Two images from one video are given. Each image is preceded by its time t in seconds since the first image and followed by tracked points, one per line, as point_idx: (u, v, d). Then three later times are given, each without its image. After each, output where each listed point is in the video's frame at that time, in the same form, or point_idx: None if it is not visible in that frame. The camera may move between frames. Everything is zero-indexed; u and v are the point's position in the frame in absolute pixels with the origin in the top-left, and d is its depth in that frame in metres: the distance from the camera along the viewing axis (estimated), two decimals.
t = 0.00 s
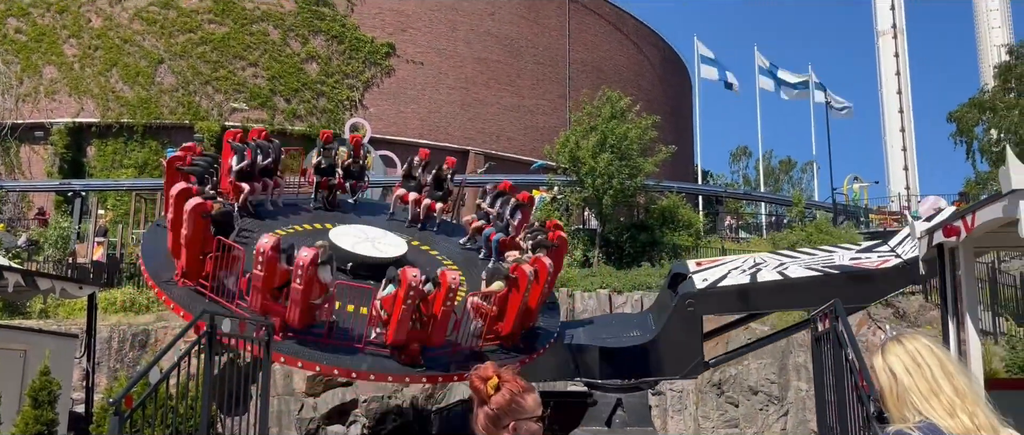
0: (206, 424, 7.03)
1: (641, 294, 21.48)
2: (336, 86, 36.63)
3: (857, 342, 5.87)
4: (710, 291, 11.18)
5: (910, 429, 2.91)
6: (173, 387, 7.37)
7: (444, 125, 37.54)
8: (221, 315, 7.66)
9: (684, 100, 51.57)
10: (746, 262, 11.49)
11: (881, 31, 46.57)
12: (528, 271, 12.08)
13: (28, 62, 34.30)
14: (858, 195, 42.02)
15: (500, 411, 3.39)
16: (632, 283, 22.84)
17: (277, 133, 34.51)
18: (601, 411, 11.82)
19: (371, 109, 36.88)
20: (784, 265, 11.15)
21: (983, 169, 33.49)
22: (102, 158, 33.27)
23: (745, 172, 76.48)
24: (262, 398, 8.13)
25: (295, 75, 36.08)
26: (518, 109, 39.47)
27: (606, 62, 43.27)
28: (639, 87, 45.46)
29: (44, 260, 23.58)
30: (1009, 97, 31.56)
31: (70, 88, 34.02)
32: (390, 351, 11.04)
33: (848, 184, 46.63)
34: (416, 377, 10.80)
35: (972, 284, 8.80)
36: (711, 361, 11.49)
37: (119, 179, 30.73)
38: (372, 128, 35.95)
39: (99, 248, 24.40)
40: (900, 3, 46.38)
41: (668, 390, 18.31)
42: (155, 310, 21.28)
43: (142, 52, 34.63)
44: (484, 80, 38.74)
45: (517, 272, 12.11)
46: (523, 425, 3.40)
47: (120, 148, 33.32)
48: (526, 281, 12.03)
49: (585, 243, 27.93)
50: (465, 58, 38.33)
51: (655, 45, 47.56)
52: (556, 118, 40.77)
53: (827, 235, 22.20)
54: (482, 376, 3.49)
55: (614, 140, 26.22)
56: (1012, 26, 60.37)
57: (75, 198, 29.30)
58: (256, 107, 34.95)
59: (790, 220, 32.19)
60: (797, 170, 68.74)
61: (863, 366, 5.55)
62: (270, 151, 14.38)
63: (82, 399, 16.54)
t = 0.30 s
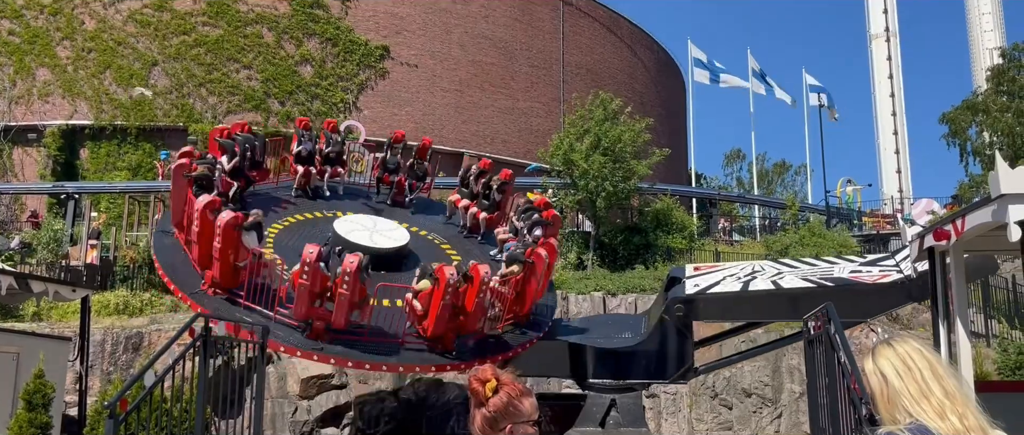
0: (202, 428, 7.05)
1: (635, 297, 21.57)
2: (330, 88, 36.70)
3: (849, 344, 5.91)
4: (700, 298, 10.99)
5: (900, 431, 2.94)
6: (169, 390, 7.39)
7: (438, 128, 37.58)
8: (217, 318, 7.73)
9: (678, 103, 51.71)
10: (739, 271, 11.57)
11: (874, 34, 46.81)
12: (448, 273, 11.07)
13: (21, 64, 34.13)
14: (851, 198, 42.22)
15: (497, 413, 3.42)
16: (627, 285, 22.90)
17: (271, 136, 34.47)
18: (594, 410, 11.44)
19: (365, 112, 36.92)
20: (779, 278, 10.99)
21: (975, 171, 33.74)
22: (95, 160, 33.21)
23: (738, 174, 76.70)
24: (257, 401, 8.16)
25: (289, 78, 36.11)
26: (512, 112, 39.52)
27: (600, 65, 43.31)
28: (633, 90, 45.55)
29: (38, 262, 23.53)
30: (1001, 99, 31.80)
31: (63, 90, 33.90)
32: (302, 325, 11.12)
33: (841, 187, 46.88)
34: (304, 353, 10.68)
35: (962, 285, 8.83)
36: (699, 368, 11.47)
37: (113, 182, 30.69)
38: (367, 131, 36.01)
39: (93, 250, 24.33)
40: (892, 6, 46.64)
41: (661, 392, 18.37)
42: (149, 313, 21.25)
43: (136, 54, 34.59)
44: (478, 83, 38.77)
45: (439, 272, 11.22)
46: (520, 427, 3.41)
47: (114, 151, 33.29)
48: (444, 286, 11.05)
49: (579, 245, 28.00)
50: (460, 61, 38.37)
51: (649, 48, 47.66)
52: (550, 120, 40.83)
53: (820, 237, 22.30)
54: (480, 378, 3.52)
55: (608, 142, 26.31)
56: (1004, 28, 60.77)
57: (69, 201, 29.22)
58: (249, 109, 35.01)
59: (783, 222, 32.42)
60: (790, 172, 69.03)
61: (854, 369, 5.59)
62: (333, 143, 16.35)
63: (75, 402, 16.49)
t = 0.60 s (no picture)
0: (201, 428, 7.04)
1: (632, 297, 21.60)
2: (327, 88, 36.75)
3: (847, 344, 5.91)
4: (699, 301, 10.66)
5: (900, 431, 2.95)
6: (167, 390, 7.38)
7: (435, 128, 37.58)
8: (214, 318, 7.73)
9: (675, 104, 51.76)
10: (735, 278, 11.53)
11: (870, 36, 46.94)
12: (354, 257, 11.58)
13: (17, 64, 34.01)
14: (847, 199, 42.30)
15: (489, 414, 3.42)
16: (624, 286, 22.92)
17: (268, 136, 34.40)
18: (591, 409, 11.42)
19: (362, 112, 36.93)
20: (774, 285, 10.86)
21: (971, 171, 33.84)
22: (92, 161, 33.15)
23: (735, 174, 76.79)
24: (255, 400, 8.16)
25: (286, 79, 36.14)
26: (509, 112, 39.51)
27: (596, 66, 43.27)
28: (630, 91, 45.54)
29: (33, 263, 23.47)
30: (997, 99, 31.90)
31: (60, 90, 33.81)
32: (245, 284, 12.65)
33: (838, 188, 46.95)
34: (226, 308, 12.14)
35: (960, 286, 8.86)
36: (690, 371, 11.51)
37: (110, 182, 30.62)
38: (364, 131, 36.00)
39: (89, 251, 24.27)
40: (888, 7, 46.80)
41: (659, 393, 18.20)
42: (145, 313, 21.20)
43: (133, 54, 34.56)
44: (475, 84, 38.78)
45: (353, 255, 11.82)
46: (512, 427, 3.42)
47: (111, 151, 33.23)
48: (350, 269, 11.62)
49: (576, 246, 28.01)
50: (457, 61, 38.41)
51: (646, 49, 47.73)
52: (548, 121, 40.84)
53: (816, 238, 22.32)
54: (472, 380, 3.53)
55: (604, 143, 26.35)
56: (1000, 30, 60.90)
57: (65, 201, 29.14)
58: (246, 109, 34.99)
59: (780, 223, 32.47)
60: (787, 173, 69.13)
61: (852, 369, 5.58)
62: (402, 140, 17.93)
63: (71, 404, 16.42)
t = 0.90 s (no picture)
0: (201, 425, 7.03)
1: (631, 295, 21.60)
2: (325, 86, 36.76)
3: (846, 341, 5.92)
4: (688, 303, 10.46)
5: (903, 428, 2.95)
6: (166, 386, 7.36)
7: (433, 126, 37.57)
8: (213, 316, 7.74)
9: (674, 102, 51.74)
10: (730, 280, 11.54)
11: (868, 34, 46.96)
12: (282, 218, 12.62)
13: (15, 62, 33.95)
14: (846, 197, 42.32)
15: (489, 411, 3.41)
16: (622, 284, 22.95)
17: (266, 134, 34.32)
18: (590, 404, 11.01)
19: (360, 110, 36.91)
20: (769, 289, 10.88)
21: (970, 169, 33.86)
22: (90, 159, 33.10)
23: (734, 172, 76.80)
24: (255, 396, 8.18)
25: (284, 76, 36.12)
26: (508, 110, 39.46)
27: (595, 63, 43.17)
28: (629, 89, 45.42)
29: (31, 261, 23.44)
30: (996, 97, 31.90)
31: (58, 88, 33.75)
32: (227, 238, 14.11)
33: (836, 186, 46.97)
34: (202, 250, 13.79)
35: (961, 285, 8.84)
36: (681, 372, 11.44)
37: (107, 180, 30.57)
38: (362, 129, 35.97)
39: (87, 249, 24.23)
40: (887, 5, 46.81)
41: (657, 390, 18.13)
42: (144, 311, 21.17)
43: (131, 52, 34.47)
44: (473, 82, 38.75)
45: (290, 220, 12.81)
46: (512, 424, 3.42)
47: (109, 149, 33.18)
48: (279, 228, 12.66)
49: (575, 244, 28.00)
50: (455, 59, 38.41)
51: (644, 47, 47.70)
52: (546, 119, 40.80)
53: (815, 236, 22.27)
54: (471, 378, 3.52)
55: (603, 141, 26.34)
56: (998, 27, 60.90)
57: (63, 199, 29.13)
58: (245, 107, 34.95)
59: (779, 221, 32.47)
60: (785, 171, 69.13)
61: (853, 366, 5.58)
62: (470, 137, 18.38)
63: (70, 401, 16.43)
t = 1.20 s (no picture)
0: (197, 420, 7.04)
1: (628, 292, 21.60)
2: (322, 82, 36.68)
3: (843, 337, 5.93)
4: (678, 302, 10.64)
5: (901, 425, 2.95)
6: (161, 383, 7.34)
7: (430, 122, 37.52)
8: (211, 312, 7.76)
9: (671, 98, 51.73)
10: (719, 282, 11.58)
11: (865, 30, 47.02)
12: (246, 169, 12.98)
13: (11, 57, 33.86)
14: (842, 194, 42.37)
15: (490, 407, 3.41)
16: (620, 280, 22.94)
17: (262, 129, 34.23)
18: (587, 398, 10.76)
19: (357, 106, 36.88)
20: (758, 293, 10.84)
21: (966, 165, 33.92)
22: (86, 154, 33.05)
23: (730, 169, 76.91)
24: (250, 393, 8.13)
25: (281, 72, 36.06)
26: (505, 106, 39.40)
27: (592, 60, 43.08)
28: (626, 85, 45.30)
29: (27, 257, 23.38)
30: (993, 93, 31.94)
31: (53, 84, 33.67)
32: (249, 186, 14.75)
33: (833, 182, 47.02)
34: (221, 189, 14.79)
35: (958, 281, 8.82)
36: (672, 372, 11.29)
37: (103, 176, 30.53)
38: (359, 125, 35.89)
39: (83, 245, 24.18)
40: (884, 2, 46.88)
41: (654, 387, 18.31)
42: (140, 308, 21.12)
43: (127, 47, 34.36)
44: (470, 77, 38.69)
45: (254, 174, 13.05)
46: (514, 420, 3.42)
47: (105, 145, 33.12)
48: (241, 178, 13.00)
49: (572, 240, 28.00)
50: (452, 55, 38.40)
51: (641, 43, 47.68)
52: (543, 115, 40.75)
53: (811, 232, 22.27)
54: (473, 373, 3.51)
55: (600, 137, 26.35)
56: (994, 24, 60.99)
57: (59, 195, 29.05)
58: (241, 103, 34.86)
59: (776, 216, 32.52)
60: (781, 167, 69.23)
61: (850, 362, 5.60)
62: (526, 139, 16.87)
63: (66, 398, 16.40)
